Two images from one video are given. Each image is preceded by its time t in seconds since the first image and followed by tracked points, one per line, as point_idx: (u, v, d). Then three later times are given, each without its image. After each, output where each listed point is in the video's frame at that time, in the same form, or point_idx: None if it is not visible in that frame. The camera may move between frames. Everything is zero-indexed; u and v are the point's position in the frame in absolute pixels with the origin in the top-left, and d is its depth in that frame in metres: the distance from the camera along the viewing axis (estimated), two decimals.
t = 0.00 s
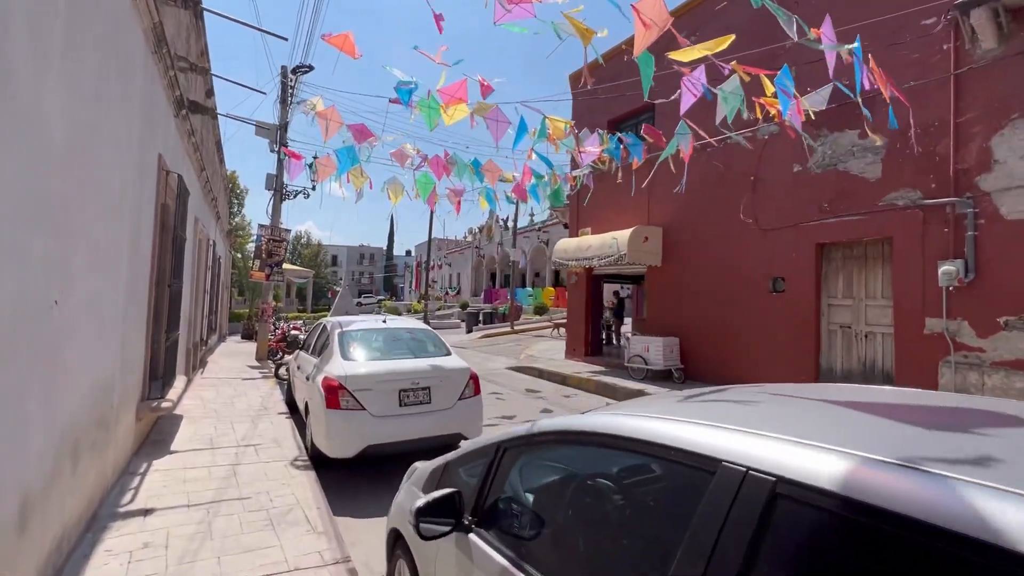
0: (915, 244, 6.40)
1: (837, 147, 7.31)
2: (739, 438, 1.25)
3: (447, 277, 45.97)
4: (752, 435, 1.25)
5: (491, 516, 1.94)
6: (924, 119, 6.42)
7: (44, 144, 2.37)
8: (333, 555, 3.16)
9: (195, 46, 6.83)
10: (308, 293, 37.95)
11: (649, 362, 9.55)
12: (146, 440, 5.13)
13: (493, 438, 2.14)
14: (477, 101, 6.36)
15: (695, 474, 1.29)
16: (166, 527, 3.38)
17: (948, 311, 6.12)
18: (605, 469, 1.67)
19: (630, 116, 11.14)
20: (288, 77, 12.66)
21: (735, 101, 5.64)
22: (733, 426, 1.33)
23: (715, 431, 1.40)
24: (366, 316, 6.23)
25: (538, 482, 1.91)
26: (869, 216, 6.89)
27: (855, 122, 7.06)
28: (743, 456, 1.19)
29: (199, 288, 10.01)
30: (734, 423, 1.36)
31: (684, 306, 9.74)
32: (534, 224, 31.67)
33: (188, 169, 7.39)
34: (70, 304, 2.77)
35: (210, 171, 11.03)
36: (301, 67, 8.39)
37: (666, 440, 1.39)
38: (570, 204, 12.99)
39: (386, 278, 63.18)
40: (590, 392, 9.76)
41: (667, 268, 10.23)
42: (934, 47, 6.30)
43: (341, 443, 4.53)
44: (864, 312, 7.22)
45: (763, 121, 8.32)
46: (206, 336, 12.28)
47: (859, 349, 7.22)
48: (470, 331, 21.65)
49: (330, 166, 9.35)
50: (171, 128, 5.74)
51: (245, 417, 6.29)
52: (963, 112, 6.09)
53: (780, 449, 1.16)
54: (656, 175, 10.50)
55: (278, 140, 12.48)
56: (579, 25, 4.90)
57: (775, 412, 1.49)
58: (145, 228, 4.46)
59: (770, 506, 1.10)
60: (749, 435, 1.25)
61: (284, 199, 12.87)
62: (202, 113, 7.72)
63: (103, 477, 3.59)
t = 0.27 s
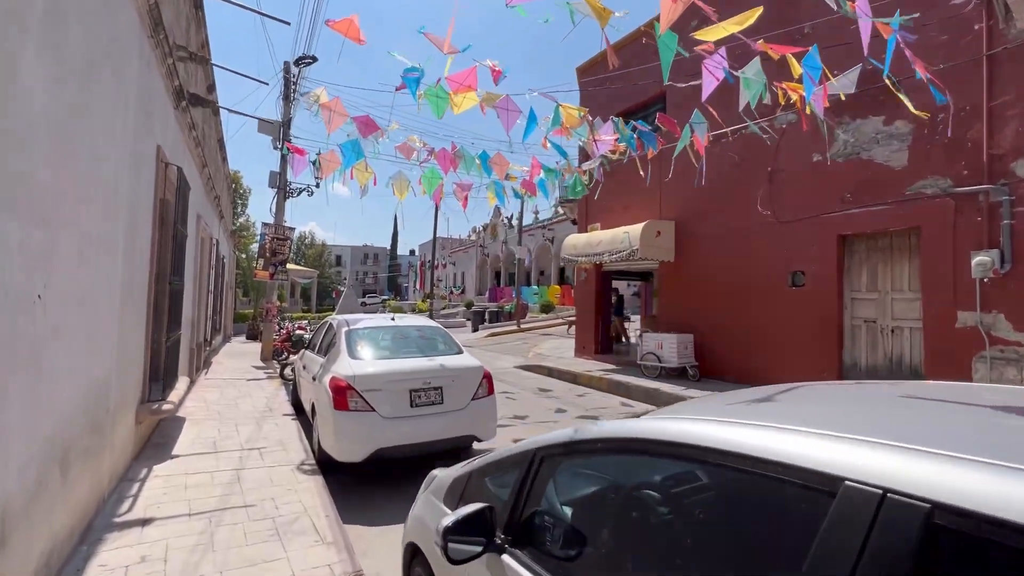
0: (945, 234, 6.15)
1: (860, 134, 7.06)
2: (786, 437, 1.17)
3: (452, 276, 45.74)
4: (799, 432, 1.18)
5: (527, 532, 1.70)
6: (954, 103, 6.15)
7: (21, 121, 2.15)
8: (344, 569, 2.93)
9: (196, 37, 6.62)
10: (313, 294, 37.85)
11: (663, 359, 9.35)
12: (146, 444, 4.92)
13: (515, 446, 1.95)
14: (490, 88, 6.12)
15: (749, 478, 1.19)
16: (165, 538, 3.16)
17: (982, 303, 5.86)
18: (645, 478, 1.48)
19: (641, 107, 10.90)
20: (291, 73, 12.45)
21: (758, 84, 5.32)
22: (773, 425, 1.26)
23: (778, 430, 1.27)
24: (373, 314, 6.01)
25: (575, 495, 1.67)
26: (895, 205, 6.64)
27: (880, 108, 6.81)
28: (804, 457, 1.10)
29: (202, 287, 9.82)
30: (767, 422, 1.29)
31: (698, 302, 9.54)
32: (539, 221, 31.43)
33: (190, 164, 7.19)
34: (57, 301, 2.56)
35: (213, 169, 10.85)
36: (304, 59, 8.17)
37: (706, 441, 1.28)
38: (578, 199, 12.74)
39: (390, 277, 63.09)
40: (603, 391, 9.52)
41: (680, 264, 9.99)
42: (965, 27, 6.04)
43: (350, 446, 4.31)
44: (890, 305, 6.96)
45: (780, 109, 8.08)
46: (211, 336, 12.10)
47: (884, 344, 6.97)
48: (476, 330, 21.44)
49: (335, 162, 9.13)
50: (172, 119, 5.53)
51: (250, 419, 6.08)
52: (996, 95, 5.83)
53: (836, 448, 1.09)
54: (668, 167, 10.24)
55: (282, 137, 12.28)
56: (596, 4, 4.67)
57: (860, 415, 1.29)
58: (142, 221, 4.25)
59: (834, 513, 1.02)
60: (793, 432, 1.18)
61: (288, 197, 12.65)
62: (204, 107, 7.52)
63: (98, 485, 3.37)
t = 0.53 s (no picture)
0: (983, 229, 5.88)
1: (887, 126, 6.79)
2: (818, 478, 1.09)
3: (457, 277, 45.47)
4: (832, 474, 1.10)
5: None
6: (992, 90, 5.87)
7: None
8: None
9: (196, 32, 6.39)
10: (319, 295, 37.69)
11: (679, 362, 9.09)
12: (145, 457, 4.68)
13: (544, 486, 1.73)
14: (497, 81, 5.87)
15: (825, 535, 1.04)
16: (160, 567, 2.91)
17: None
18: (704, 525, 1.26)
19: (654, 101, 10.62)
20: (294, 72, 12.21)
21: (786, 73, 5.00)
22: (803, 463, 1.17)
23: (827, 463, 1.16)
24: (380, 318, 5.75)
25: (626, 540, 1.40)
26: (926, 200, 6.36)
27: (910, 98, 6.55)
28: (827, 498, 1.05)
29: (206, 291, 9.60)
30: (794, 460, 1.21)
31: (714, 302, 9.27)
32: (546, 221, 31.12)
33: (191, 165, 6.97)
34: (28, 309, 2.31)
35: (216, 170, 10.63)
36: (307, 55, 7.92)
37: (724, 484, 1.20)
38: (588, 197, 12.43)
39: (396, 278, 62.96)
40: (617, 394, 9.23)
41: (696, 263, 9.70)
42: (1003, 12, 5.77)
43: (357, 461, 4.04)
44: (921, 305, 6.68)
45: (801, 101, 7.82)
46: (215, 340, 11.90)
47: (915, 346, 6.67)
48: (483, 331, 21.17)
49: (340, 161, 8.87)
50: (169, 117, 5.28)
51: (253, 429, 5.84)
52: None
53: (873, 490, 1.01)
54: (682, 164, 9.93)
55: (286, 137, 12.04)
56: None
57: (995, 463, 1.05)
58: (136, 224, 4.01)
59: (885, 563, 0.94)
60: (824, 473, 1.11)
61: (293, 198, 12.42)
62: (205, 105, 7.29)
63: (89, 508, 3.13)
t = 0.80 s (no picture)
0: None
1: (920, 116, 6.61)
2: (857, 518, 1.03)
3: (464, 277, 45.23)
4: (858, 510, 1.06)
5: None
6: None
7: None
8: None
9: (201, 25, 6.18)
10: (325, 297, 37.60)
11: (698, 363, 8.81)
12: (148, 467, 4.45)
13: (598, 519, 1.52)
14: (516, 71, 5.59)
15: None
16: None
17: None
18: None
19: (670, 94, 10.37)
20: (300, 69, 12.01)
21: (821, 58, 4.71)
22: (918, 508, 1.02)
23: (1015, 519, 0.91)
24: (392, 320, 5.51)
25: None
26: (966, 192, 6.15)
27: (945, 86, 6.38)
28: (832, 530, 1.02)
29: (212, 293, 9.39)
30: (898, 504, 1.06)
31: (734, 302, 9.04)
32: (553, 220, 30.87)
33: (196, 163, 6.77)
34: (10, 313, 2.08)
35: (222, 169, 10.45)
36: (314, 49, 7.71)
37: (726, 529, 1.16)
38: (600, 194, 12.15)
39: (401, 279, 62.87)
40: (633, 397, 8.95)
41: (714, 261, 9.44)
42: None
43: (371, 473, 3.78)
44: (958, 304, 6.43)
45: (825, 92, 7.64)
46: (221, 343, 11.70)
47: (952, 347, 6.42)
48: (491, 333, 20.92)
49: (348, 160, 8.64)
50: (171, 112, 5.06)
51: (261, 436, 5.61)
52: None
53: (889, 523, 0.98)
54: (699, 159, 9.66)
55: (292, 136, 11.85)
56: None
57: None
58: (136, 222, 3.78)
59: None
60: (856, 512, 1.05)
61: (299, 198, 12.21)
62: (209, 102, 7.08)
63: (86, 528, 2.89)
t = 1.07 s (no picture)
0: None
1: (951, 106, 6.42)
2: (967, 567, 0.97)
3: (468, 277, 45.02)
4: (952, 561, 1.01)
5: None
6: None
7: None
8: None
9: (206, 17, 5.98)
10: (329, 298, 37.45)
11: (715, 364, 8.58)
12: (153, 475, 4.24)
13: (681, 556, 1.39)
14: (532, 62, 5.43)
15: None
16: None
17: None
18: None
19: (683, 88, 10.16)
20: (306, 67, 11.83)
21: (854, 43, 4.58)
22: None
23: None
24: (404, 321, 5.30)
25: None
26: (999, 185, 5.96)
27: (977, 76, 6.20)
28: None
29: (217, 294, 9.20)
30: None
31: (751, 302, 8.85)
32: (558, 220, 30.66)
33: (201, 160, 6.56)
34: None
35: (227, 168, 10.26)
36: (321, 42, 7.50)
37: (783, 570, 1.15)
38: (610, 192, 11.92)
39: (405, 280, 62.76)
40: (649, 399, 8.72)
41: (730, 259, 9.24)
42: None
43: (386, 483, 3.56)
44: (992, 302, 6.24)
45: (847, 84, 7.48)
46: (226, 345, 11.51)
47: (986, 347, 6.23)
48: (497, 333, 20.70)
49: (355, 157, 8.43)
50: (176, 105, 4.86)
51: (269, 441, 5.40)
52: None
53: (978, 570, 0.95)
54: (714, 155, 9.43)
55: (297, 134, 11.66)
56: None
57: None
58: (138, 219, 3.58)
59: None
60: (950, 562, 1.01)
61: (305, 197, 12.01)
62: (214, 97, 6.88)
63: (86, 545, 2.68)
